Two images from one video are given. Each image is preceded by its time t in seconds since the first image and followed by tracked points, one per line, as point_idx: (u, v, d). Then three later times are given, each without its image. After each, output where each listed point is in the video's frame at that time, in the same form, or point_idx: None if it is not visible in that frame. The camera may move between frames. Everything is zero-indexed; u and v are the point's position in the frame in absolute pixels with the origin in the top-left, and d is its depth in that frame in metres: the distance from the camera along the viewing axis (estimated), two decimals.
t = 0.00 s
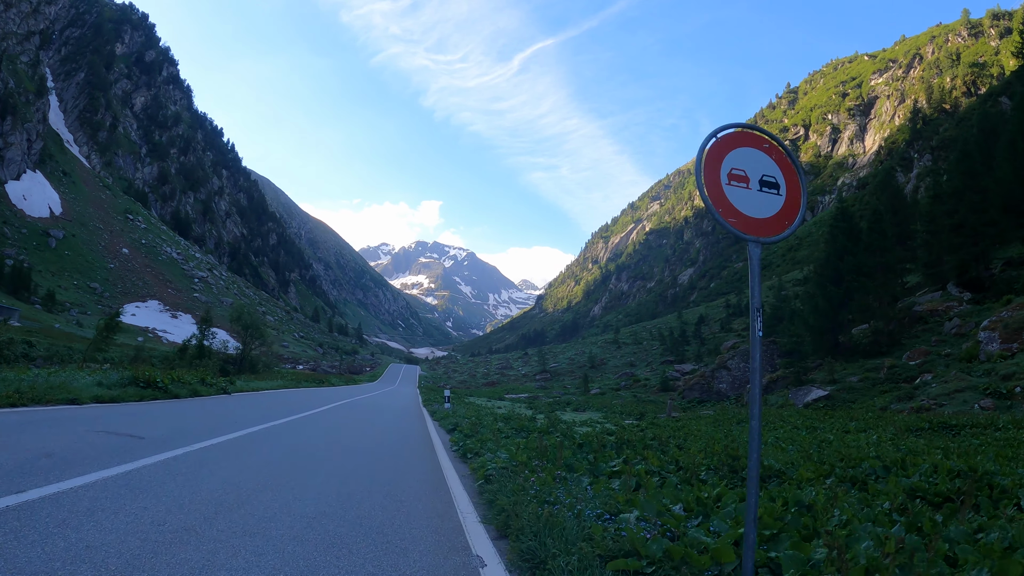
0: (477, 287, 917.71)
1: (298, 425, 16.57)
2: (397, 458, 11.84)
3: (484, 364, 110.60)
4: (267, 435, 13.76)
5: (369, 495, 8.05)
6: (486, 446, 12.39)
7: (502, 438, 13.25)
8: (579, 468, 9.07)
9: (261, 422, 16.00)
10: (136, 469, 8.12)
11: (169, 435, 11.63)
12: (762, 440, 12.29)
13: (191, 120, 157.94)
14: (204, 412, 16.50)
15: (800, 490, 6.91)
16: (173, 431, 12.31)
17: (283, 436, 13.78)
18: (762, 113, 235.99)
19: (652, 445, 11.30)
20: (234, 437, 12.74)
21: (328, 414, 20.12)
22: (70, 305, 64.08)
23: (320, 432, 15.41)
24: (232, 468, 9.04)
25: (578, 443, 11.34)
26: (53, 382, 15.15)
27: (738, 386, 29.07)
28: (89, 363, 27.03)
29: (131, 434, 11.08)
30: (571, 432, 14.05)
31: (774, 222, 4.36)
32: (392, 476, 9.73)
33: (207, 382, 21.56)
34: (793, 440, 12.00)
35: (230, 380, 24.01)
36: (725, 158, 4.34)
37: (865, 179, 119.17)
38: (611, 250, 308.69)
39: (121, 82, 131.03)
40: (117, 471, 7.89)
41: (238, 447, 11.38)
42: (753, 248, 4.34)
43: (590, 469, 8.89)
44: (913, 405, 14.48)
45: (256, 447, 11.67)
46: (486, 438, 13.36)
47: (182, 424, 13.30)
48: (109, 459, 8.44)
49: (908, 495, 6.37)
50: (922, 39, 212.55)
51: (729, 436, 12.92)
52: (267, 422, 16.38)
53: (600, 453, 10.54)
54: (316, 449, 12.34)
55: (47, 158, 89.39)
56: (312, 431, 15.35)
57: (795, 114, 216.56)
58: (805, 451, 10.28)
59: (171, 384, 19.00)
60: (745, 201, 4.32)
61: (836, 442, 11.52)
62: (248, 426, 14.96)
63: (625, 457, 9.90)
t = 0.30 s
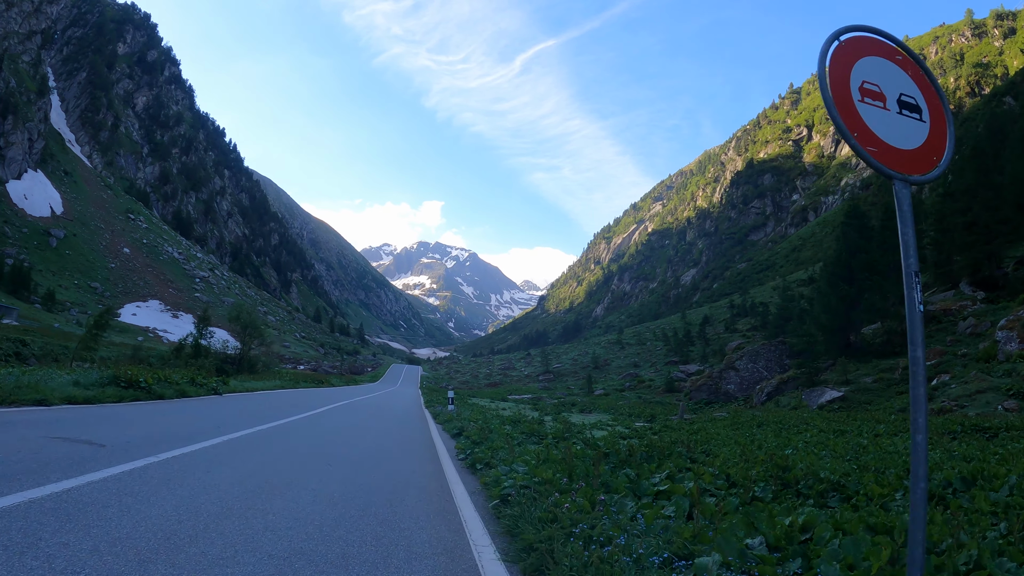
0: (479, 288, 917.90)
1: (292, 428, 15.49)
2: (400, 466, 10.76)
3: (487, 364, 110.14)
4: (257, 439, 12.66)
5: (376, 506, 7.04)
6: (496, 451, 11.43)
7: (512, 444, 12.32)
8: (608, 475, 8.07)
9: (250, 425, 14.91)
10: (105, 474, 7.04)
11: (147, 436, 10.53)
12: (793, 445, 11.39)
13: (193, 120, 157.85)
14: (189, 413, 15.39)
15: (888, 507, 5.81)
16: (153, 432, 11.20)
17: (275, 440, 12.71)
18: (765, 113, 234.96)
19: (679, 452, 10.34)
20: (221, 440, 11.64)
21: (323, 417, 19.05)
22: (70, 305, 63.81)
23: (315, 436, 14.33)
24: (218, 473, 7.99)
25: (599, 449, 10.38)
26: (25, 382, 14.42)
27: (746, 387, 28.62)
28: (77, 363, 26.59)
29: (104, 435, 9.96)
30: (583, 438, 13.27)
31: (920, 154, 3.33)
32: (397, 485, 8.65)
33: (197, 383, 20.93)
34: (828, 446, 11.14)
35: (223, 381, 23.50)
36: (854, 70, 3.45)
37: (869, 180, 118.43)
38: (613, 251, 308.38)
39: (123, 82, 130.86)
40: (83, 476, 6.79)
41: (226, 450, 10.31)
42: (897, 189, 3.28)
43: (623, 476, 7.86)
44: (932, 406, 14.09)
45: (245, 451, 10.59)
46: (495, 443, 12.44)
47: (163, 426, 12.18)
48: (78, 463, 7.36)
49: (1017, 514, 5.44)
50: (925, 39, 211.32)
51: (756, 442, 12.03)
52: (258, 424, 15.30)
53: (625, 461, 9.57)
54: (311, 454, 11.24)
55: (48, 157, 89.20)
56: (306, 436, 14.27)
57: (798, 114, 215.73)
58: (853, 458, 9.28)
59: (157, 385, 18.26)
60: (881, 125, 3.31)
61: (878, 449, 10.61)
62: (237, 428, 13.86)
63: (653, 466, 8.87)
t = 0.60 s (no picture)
0: (481, 288, 917.75)
1: (284, 430, 14.50)
2: (401, 479, 9.76)
3: (489, 364, 109.72)
4: (244, 444, 11.64)
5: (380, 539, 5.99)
6: (506, 459, 10.54)
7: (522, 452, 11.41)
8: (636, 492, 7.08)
9: (237, 427, 13.87)
10: (59, 497, 6.02)
11: (118, 443, 9.46)
12: (825, 451, 10.54)
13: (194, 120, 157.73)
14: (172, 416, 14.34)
15: (991, 539, 4.86)
16: (127, 437, 10.13)
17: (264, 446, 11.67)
18: (767, 113, 234.02)
19: (708, 460, 9.38)
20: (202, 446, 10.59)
21: (318, 417, 18.08)
22: (70, 305, 63.55)
23: (310, 440, 13.37)
24: (192, 499, 6.94)
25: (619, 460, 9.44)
26: None
27: (754, 387, 28.23)
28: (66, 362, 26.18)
29: (69, 443, 8.90)
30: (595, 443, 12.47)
31: None
32: (398, 508, 7.66)
33: (185, 383, 20.31)
34: (865, 451, 10.33)
35: (215, 381, 22.92)
36: None
37: (872, 179, 117.76)
38: (615, 251, 307.65)
39: (125, 82, 130.61)
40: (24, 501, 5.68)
41: (208, 462, 9.27)
42: None
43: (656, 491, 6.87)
44: (955, 406, 13.59)
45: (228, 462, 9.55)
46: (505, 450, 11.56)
47: (140, 429, 11.12)
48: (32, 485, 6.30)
49: None
50: (928, 39, 210.37)
51: (785, 446, 11.18)
52: (246, 427, 14.27)
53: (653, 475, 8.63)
54: (304, 465, 10.23)
55: (49, 157, 89.01)
56: (300, 439, 13.27)
57: (800, 114, 214.92)
58: (908, 469, 8.34)
59: (139, 386, 17.51)
60: None
61: (924, 455, 9.72)
62: (224, 431, 12.86)
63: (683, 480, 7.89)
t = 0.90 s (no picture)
0: (484, 288, 917.79)
1: (271, 437, 13.17)
2: (404, 489, 8.47)
3: (492, 364, 109.29)
4: (225, 452, 10.29)
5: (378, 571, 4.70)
6: (521, 472, 9.26)
7: (538, 463, 10.20)
8: (698, 520, 5.76)
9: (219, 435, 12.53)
10: None
11: (71, 458, 8.14)
12: (876, 461, 9.41)
13: (198, 120, 157.80)
14: (145, 425, 12.97)
15: None
16: (82, 451, 8.78)
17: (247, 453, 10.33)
18: (771, 113, 233.09)
19: (754, 470, 8.22)
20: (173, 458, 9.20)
21: (310, 421, 16.76)
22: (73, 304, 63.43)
23: (301, 445, 12.07)
24: (154, 517, 5.64)
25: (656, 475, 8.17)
26: None
27: (764, 388, 27.84)
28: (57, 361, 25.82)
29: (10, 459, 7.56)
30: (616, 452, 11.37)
31: None
32: (403, 526, 6.40)
33: (172, 384, 19.69)
34: (918, 460, 9.29)
35: (207, 381, 22.31)
36: None
37: (876, 179, 117.01)
38: (618, 251, 307.00)
39: (128, 81, 130.65)
40: None
41: (177, 474, 7.95)
42: None
43: (721, 513, 5.56)
44: (980, 407, 13.05)
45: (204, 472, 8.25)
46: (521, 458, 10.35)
47: (101, 441, 9.76)
48: None
49: None
50: (932, 38, 209.35)
51: (826, 456, 10.09)
52: (230, 434, 12.90)
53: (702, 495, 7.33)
54: (291, 472, 8.96)
55: (52, 157, 89.01)
56: (288, 445, 11.92)
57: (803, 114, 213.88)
58: (994, 483, 7.15)
59: (120, 386, 16.75)
60: None
61: (985, 463, 8.76)
62: (203, 441, 11.58)
63: (742, 503, 6.61)
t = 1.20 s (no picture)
0: (487, 289, 917.81)
1: (262, 443, 11.90)
2: (411, 508, 7.14)
3: (496, 365, 108.75)
4: (207, 458, 9.00)
5: None
6: (547, 490, 7.98)
7: (564, 477, 8.97)
8: (797, 567, 4.45)
9: (205, 438, 11.28)
10: None
11: (21, 465, 6.88)
12: (948, 474, 8.28)
13: (200, 120, 157.87)
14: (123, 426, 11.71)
15: None
16: (38, 457, 7.52)
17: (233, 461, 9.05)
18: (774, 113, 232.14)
19: (825, 488, 6.97)
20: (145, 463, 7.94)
21: (308, 425, 15.49)
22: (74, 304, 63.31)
23: (295, 451, 10.78)
24: (91, 550, 4.32)
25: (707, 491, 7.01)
26: None
27: (774, 389, 27.47)
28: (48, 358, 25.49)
29: None
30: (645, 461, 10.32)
31: None
32: (409, 563, 5.04)
33: (159, 384, 18.81)
34: (971, 466, 8.70)
35: (199, 381, 21.54)
36: None
37: (881, 179, 116.13)
38: (621, 252, 306.30)
39: (131, 82, 130.75)
40: None
41: (142, 485, 6.67)
42: None
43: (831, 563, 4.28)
44: (1006, 408, 12.52)
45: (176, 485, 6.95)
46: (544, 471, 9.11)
47: (65, 445, 8.47)
48: None
49: None
50: (936, 38, 208.00)
51: (884, 468, 9.02)
52: (218, 437, 11.67)
53: (777, 523, 6.05)
54: (281, 486, 7.64)
55: (54, 156, 89.01)
56: (281, 450, 10.64)
57: (807, 114, 212.73)
58: None
59: (99, 386, 15.61)
60: None
61: None
62: (185, 443, 10.39)
63: (833, 533, 5.32)
